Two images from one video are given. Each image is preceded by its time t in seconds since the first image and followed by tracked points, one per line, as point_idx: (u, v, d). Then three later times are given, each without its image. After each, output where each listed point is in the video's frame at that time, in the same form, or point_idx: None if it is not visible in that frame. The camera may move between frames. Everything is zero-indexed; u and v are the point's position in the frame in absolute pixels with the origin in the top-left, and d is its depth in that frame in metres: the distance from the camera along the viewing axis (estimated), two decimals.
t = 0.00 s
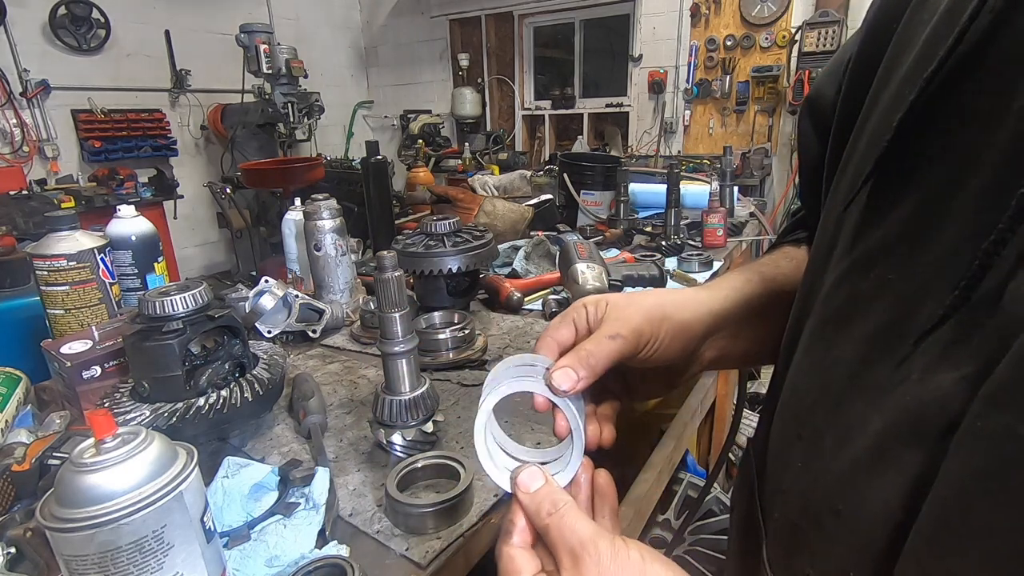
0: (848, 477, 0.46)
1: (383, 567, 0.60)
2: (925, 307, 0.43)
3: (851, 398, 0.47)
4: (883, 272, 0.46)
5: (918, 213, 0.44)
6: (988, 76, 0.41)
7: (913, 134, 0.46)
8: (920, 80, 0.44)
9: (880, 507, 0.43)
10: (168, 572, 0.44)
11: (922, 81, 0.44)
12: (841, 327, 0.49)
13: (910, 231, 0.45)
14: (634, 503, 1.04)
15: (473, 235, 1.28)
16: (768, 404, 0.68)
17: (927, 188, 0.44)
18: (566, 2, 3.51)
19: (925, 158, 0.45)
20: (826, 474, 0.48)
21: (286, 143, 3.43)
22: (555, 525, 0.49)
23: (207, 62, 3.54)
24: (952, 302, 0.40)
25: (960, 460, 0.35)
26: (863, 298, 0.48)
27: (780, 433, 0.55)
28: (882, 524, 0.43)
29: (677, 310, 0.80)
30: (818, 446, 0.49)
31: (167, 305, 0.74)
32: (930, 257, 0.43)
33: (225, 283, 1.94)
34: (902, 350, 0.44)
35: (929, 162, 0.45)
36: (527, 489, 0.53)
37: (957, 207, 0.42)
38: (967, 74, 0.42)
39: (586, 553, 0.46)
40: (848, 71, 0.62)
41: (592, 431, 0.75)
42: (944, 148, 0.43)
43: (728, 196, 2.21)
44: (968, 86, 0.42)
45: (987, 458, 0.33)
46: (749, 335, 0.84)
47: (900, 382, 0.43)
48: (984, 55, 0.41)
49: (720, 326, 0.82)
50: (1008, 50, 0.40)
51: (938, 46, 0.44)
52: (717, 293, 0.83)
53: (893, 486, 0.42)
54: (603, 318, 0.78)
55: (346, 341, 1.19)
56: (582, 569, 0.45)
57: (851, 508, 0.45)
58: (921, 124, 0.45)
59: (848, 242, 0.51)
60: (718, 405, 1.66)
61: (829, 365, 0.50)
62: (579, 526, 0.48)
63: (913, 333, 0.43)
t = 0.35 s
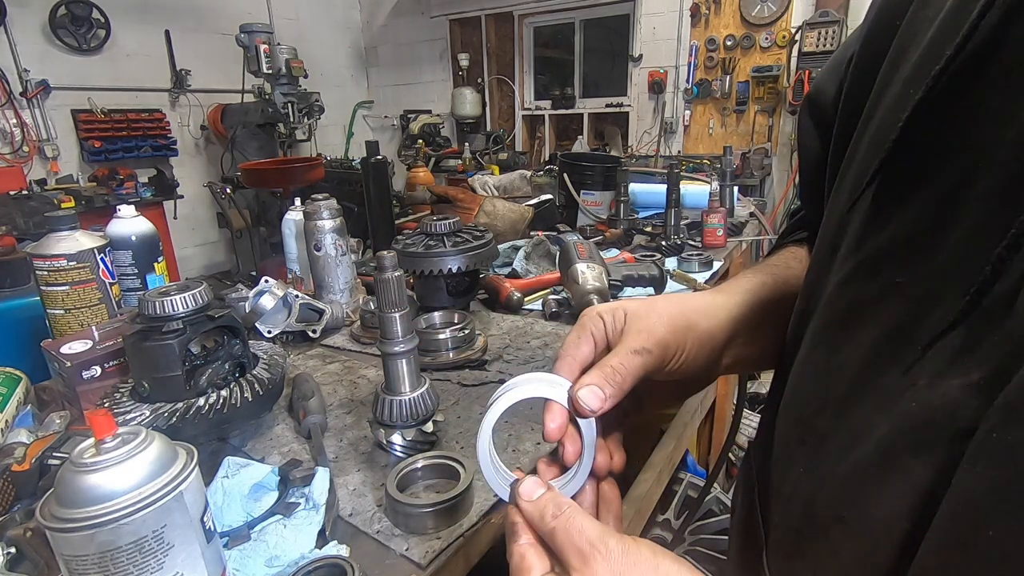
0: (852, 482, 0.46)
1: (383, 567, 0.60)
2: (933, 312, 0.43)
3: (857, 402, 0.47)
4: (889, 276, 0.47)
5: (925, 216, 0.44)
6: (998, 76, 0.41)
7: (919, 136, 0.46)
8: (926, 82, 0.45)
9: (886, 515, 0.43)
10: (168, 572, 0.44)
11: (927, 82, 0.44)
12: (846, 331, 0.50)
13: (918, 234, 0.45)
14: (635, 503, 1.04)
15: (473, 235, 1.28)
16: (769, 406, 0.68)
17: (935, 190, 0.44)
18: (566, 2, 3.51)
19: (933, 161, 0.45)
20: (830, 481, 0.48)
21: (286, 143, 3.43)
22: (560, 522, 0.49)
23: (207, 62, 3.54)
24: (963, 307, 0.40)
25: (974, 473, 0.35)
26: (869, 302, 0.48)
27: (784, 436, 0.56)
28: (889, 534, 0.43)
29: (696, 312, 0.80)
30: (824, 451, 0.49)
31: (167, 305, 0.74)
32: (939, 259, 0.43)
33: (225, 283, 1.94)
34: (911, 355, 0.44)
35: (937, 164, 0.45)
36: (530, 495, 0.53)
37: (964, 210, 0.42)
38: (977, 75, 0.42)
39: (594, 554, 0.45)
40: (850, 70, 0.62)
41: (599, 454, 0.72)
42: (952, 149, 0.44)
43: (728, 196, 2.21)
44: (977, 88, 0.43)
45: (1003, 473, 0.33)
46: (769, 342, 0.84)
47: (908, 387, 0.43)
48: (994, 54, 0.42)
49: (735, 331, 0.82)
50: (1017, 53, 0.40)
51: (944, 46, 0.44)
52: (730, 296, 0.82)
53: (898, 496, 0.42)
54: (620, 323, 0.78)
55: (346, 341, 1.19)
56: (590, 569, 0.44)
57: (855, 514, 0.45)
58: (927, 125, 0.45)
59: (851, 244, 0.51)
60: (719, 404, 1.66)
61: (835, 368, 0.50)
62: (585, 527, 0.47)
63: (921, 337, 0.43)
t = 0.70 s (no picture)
0: (850, 484, 0.46)
1: (383, 567, 0.60)
2: (929, 314, 0.43)
3: (854, 405, 0.47)
4: (885, 278, 0.47)
5: (920, 219, 0.45)
6: (994, 79, 0.42)
7: (915, 138, 0.46)
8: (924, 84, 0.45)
9: (882, 517, 0.43)
10: (168, 572, 0.44)
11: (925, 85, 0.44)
12: (841, 333, 0.50)
13: (914, 236, 0.45)
14: (635, 503, 1.04)
15: (473, 235, 1.28)
16: (768, 407, 0.68)
17: (931, 192, 0.44)
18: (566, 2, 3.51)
19: (929, 163, 0.45)
20: (828, 483, 0.48)
21: (285, 143, 3.43)
22: (591, 504, 0.43)
23: (207, 62, 3.54)
24: (959, 309, 0.40)
25: (971, 476, 0.35)
26: (865, 304, 0.48)
27: (782, 438, 0.56)
28: (887, 537, 0.43)
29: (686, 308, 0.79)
30: (820, 454, 0.49)
31: (167, 305, 0.74)
32: (935, 261, 0.43)
33: (225, 283, 1.94)
34: (906, 357, 0.44)
35: (933, 165, 0.45)
36: (563, 459, 0.46)
37: (960, 212, 0.42)
38: (973, 78, 0.43)
39: (617, 556, 0.39)
40: (847, 72, 0.62)
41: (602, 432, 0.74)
42: (948, 151, 0.44)
43: (728, 196, 2.21)
44: (974, 90, 0.43)
45: (999, 476, 0.33)
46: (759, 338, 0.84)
47: (905, 389, 0.43)
48: (991, 57, 0.42)
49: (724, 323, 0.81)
50: (1013, 55, 0.41)
51: (942, 49, 0.44)
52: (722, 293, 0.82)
53: (896, 498, 0.42)
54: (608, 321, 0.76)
55: (346, 341, 1.19)
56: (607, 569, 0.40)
57: (853, 517, 0.45)
58: (923, 127, 0.45)
59: (847, 246, 0.51)
60: (719, 404, 1.66)
61: (831, 370, 0.50)
62: (618, 521, 0.41)
63: (917, 339, 0.43)
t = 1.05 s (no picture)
0: (853, 486, 0.46)
1: (383, 567, 0.60)
2: (930, 317, 0.43)
3: (856, 406, 0.47)
4: (887, 281, 0.47)
5: (920, 222, 0.45)
6: (994, 82, 0.41)
7: (916, 141, 0.46)
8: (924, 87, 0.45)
9: (884, 518, 0.43)
10: (168, 572, 0.44)
11: (925, 88, 0.44)
12: (842, 337, 0.50)
13: (915, 239, 0.45)
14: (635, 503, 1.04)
15: (473, 235, 1.28)
16: (770, 407, 0.68)
17: (933, 195, 0.44)
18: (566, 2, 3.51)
19: (930, 166, 0.45)
20: (830, 484, 0.48)
21: (285, 143, 3.43)
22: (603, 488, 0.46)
23: (207, 62, 3.53)
24: (959, 311, 0.40)
25: (974, 478, 0.35)
26: (866, 307, 0.48)
27: (783, 439, 0.56)
28: (889, 539, 0.43)
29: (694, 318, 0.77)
30: (821, 455, 0.49)
31: (167, 305, 0.74)
32: (936, 265, 0.43)
33: (225, 283, 1.94)
34: (907, 359, 0.44)
35: (933, 168, 0.45)
36: (579, 451, 0.50)
37: (961, 214, 0.42)
38: (972, 81, 0.42)
39: (629, 532, 0.41)
40: (848, 75, 0.62)
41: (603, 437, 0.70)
42: (948, 155, 0.44)
43: (728, 196, 2.21)
44: (975, 92, 0.42)
45: (1001, 477, 0.33)
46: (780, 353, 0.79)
47: (906, 390, 0.43)
48: (990, 59, 0.42)
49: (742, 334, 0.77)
50: (1013, 59, 0.40)
51: (942, 52, 0.44)
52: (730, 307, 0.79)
53: (898, 498, 0.42)
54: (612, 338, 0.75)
55: (346, 341, 1.19)
56: (622, 547, 0.40)
57: (855, 518, 0.45)
58: (923, 131, 0.45)
59: (851, 249, 0.51)
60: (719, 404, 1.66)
61: (834, 372, 0.50)
62: (630, 504, 0.43)
63: (919, 342, 0.43)
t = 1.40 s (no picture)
0: (855, 487, 0.45)
1: (383, 567, 0.60)
2: (931, 317, 0.43)
3: (857, 407, 0.47)
4: (888, 282, 0.47)
5: (920, 223, 0.45)
6: (994, 83, 0.42)
7: (916, 142, 0.46)
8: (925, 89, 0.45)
9: (887, 520, 0.43)
10: (168, 572, 0.44)
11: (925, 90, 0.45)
12: (843, 338, 0.50)
13: (916, 239, 0.45)
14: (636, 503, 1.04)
15: (473, 235, 1.28)
16: (771, 408, 0.68)
17: (933, 195, 0.44)
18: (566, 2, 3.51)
19: (930, 167, 0.45)
20: (831, 486, 0.48)
21: (285, 143, 3.43)
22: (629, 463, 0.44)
23: (207, 62, 3.54)
24: (962, 312, 0.40)
25: (979, 479, 0.35)
26: (867, 307, 0.48)
27: (784, 440, 0.56)
28: (892, 541, 0.43)
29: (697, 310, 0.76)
30: (823, 456, 0.49)
31: (167, 305, 0.74)
32: (935, 266, 0.43)
33: (225, 283, 1.94)
34: (908, 360, 0.44)
35: (933, 169, 0.45)
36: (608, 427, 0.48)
37: (962, 213, 0.42)
38: (972, 82, 0.43)
39: (652, 506, 0.39)
40: (847, 77, 0.62)
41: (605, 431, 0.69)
42: (949, 156, 0.44)
43: (728, 196, 2.21)
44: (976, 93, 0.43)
45: (1006, 478, 0.33)
46: (780, 349, 0.79)
47: (908, 391, 0.43)
48: (991, 61, 0.42)
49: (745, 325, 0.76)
50: (1013, 61, 0.41)
51: (942, 54, 0.44)
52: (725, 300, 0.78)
53: (900, 499, 0.42)
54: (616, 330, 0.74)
55: (346, 341, 1.19)
56: (643, 522, 0.39)
57: (856, 520, 0.45)
58: (923, 132, 0.45)
59: (851, 250, 0.51)
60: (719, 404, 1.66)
61: (834, 374, 0.50)
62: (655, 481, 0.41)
63: (922, 342, 0.43)
